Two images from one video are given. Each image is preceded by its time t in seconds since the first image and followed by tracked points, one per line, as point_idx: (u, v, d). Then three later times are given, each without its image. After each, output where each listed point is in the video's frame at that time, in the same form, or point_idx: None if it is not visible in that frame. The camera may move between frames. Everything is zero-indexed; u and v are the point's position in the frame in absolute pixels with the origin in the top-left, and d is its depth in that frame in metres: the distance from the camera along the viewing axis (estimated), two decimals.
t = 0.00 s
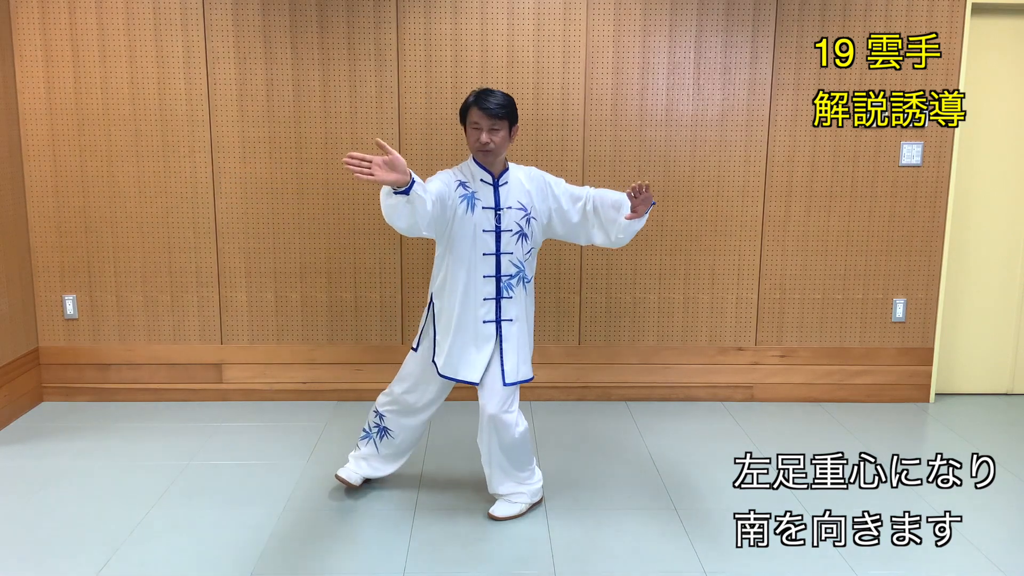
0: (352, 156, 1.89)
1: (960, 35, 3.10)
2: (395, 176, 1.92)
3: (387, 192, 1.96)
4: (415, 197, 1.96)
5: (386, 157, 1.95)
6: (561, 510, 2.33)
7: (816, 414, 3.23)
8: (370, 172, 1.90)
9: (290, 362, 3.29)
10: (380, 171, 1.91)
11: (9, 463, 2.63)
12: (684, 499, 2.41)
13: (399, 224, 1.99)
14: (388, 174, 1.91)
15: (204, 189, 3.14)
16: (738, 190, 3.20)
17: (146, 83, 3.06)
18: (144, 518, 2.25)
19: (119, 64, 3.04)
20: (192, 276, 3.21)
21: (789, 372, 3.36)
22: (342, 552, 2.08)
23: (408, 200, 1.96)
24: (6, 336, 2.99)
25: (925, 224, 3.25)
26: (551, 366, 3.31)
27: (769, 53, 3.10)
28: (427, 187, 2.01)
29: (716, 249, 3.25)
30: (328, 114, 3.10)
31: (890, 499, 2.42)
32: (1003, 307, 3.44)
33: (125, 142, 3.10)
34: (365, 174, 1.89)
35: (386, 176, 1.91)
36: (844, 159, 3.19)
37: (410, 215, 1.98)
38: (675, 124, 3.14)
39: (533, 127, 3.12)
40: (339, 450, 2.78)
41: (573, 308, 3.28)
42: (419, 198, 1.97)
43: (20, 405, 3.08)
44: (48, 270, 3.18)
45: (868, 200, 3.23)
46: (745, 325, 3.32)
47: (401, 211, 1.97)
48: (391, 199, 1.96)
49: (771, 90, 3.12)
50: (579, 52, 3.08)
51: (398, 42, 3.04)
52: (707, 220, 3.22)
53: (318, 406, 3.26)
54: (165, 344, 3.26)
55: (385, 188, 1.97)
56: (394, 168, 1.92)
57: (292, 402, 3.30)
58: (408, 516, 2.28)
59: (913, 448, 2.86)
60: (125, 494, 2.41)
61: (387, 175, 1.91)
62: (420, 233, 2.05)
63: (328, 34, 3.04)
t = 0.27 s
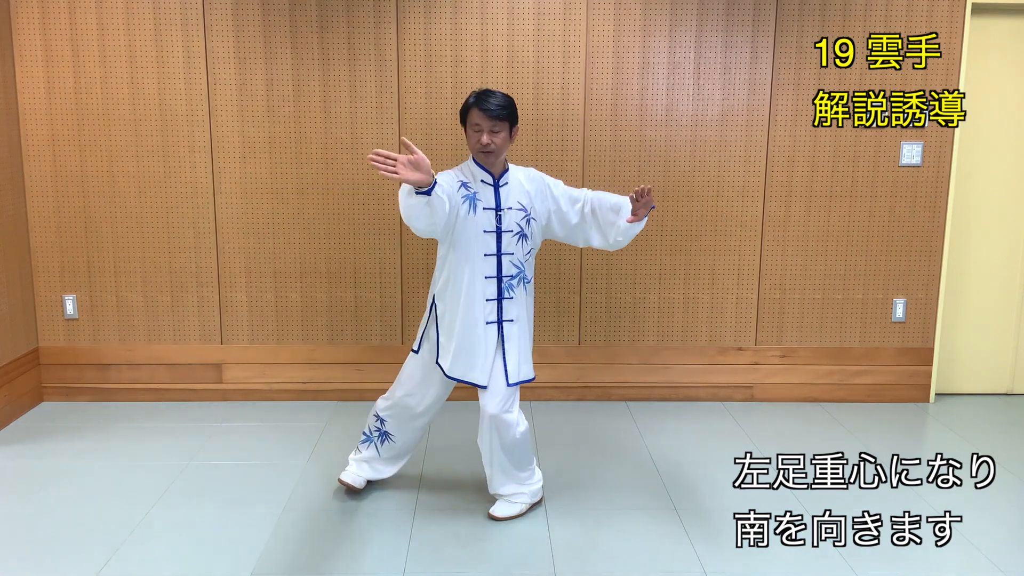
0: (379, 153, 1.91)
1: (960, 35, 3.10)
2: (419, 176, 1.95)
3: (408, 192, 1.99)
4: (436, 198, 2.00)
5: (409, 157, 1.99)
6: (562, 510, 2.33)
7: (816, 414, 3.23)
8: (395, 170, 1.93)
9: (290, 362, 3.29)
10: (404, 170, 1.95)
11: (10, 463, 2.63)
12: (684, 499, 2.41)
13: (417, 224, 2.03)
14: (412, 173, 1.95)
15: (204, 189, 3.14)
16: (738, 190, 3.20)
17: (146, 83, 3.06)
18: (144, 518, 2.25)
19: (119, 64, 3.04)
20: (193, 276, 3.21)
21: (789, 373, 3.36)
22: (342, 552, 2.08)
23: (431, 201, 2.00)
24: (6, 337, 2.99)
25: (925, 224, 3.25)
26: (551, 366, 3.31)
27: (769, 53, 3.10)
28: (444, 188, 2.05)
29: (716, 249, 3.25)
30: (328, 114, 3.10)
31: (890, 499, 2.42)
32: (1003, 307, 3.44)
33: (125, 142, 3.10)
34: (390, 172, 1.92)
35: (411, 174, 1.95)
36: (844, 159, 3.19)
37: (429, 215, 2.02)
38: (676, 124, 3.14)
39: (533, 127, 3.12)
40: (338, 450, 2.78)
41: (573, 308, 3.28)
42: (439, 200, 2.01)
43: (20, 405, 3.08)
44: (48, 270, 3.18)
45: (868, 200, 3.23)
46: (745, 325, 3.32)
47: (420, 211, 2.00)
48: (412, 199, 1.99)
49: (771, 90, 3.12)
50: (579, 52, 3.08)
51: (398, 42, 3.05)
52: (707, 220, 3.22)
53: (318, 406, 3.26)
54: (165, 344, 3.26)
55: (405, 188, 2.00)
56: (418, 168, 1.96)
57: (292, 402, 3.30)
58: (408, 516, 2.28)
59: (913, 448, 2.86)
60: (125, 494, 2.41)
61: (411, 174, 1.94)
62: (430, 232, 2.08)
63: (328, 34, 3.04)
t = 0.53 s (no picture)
0: (393, 154, 1.91)
1: (960, 35, 3.10)
2: (431, 176, 1.96)
3: (419, 191, 2.00)
4: (446, 199, 2.01)
5: (421, 156, 1.98)
6: (562, 510, 2.33)
7: (816, 414, 3.23)
8: (408, 170, 1.93)
9: (290, 362, 3.29)
10: (417, 170, 1.95)
11: (10, 463, 2.63)
12: (684, 499, 2.41)
13: (426, 224, 2.05)
14: (424, 174, 1.95)
15: (204, 189, 3.14)
16: (738, 190, 3.20)
17: (147, 83, 3.06)
18: (145, 518, 2.25)
19: (119, 64, 3.04)
20: (193, 276, 3.21)
21: (789, 373, 3.36)
22: (341, 551, 2.08)
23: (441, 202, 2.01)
24: (6, 337, 2.99)
25: (925, 224, 3.25)
26: (551, 366, 3.31)
27: (769, 53, 3.10)
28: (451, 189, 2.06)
29: (716, 249, 3.25)
30: (328, 114, 3.10)
31: (891, 499, 2.42)
32: (1003, 308, 3.45)
33: (125, 142, 3.10)
34: (403, 173, 1.92)
35: (424, 175, 1.95)
36: (844, 159, 3.19)
37: (438, 216, 2.04)
38: (676, 124, 3.14)
39: (533, 127, 3.12)
40: (338, 450, 2.78)
41: (573, 308, 3.28)
42: (449, 202, 2.02)
43: (20, 405, 3.08)
44: (48, 270, 3.18)
45: (868, 200, 3.23)
46: (745, 325, 3.32)
47: (429, 211, 2.02)
48: (423, 199, 1.99)
49: (771, 90, 3.12)
50: (579, 52, 3.08)
51: (398, 42, 3.05)
52: (707, 220, 3.22)
53: (317, 406, 3.26)
54: (165, 344, 3.26)
55: (416, 187, 2.00)
56: (430, 168, 1.96)
57: (292, 402, 3.30)
58: (408, 516, 2.28)
59: (913, 448, 2.86)
60: (126, 494, 2.41)
61: (423, 175, 1.94)
62: (436, 232, 2.09)
63: (328, 34, 3.04)
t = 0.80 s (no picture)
0: (395, 154, 1.91)
1: (960, 35, 3.10)
2: (434, 176, 1.95)
3: (423, 191, 1.99)
4: (448, 200, 2.01)
5: (425, 156, 1.97)
6: (562, 510, 2.33)
7: (816, 414, 3.23)
8: (411, 170, 1.92)
9: (290, 362, 3.29)
10: (420, 170, 1.94)
11: (10, 463, 2.63)
12: (684, 499, 2.41)
13: (427, 224, 2.05)
14: (428, 174, 1.94)
15: (204, 189, 3.14)
16: (738, 190, 3.20)
17: (147, 84, 3.06)
18: (144, 518, 2.25)
19: (119, 64, 3.04)
20: (193, 276, 3.21)
21: (789, 373, 3.36)
22: (341, 551, 2.08)
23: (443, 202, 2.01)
24: (6, 337, 2.99)
25: (925, 224, 3.25)
26: (551, 366, 3.31)
27: (769, 53, 3.10)
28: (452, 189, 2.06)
29: (716, 249, 3.25)
30: (328, 114, 3.10)
31: (890, 499, 2.42)
32: (1003, 307, 3.45)
33: (125, 142, 3.10)
34: (406, 172, 1.91)
35: (426, 175, 1.94)
36: (844, 159, 3.19)
37: (440, 217, 2.03)
38: (676, 124, 3.14)
39: (533, 127, 3.12)
40: (338, 450, 2.78)
41: (573, 308, 3.28)
42: (451, 202, 2.02)
43: (20, 405, 3.08)
44: (48, 270, 3.18)
45: (868, 200, 3.23)
46: (745, 325, 3.32)
47: (431, 211, 2.01)
48: (426, 199, 1.99)
49: (771, 90, 3.12)
50: (579, 52, 3.08)
51: (398, 42, 3.05)
52: (707, 221, 3.22)
53: (317, 406, 3.26)
54: (165, 344, 3.26)
55: (420, 186, 1.99)
56: (434, 168, 1.95)
57: (292, 402, 3.30)
58: (408, 516, 2.28)
59: (913, 448, 2.86)
60: (125, 494, 2.41)
61: (426, 175, 1.93)
62: (435, 232, 2.08)
63: (328, 34, 3.04)
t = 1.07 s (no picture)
0: (397, 151, 1.91)
1: (960, 35, 3.10)
2: (435, 175, 1.95)
3: (423, 189, 1.99)
4: (449, 199, 2.02)
5: (427, 155, 1.97)
6: (562, 510, 2.33)
7: (816, 414, 3.23)
8: (413, 168, 1.92)
9: (290, 362, 3.29)
10: (422, 168, 1.94)
11: (10, 463, 2.63)
12: (685, 499, 2.41)
13: (428, 223, 2.05)
14: (429, 173, 1.94)
15: (204, 189, 3.14)
16: (738, 190, 3.20)
17: (147, 83, 3.06)
18: (145, 518, 2.25)
19: (119, 64, 3.04)
20: (193, 276, 3.21)
21: (789, 373, 3.36)
22: (341, 552, 2.08)
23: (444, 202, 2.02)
24: (6, 337, 2.99)
25: (925, 224, 3.25)
26: (551, 366, 3.31)
27: (769, 53, 3.10)
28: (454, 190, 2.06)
29: (716, 249, 3.25)
30: (327, 113, 3.10)
31: (890, 499, 2.42)
32: (1003, 308, 3.45)
33: (125, 142, 3.10)
34: (407, 170, 1.91)
35: (427, 173, 1.94)
36: (845, 159, 3.20)
37: (441, 216, 2.04)
38: (676, 124, 3.14)
39: (533, 127, 3.12)
40: (338, 450, 2.77)
41: (573, 308, 3.28)
42: (451, 202, 2.03)
43: (20, 405, 3.08)
44: (48, 269, 3.18)
45: (868, 200, 3.23)
46: (745, 325, 3.32)
47: (431, 210, 2.02)
48: (427, 198, 2.00)
49: (771, 90, 3.12)
50: (579, 52, 3.08)
51: (398, 42, 3.04)
52: (707, 221, 3.22)
53: (317, 406, 3.26)
54: (165, 344, 3.26)
55: (421, 185, 1.99)
56: (435, 167, 1.95)
57: (292, 402, 3.30)
58: (408, 516, 2.28)
59: (914, 448, 2.86)
60: (126, 494, 2.41)
61: (428, 174, 1.93)
62: (436, 232, 2.08)
63: (328, 34, 3.04)
